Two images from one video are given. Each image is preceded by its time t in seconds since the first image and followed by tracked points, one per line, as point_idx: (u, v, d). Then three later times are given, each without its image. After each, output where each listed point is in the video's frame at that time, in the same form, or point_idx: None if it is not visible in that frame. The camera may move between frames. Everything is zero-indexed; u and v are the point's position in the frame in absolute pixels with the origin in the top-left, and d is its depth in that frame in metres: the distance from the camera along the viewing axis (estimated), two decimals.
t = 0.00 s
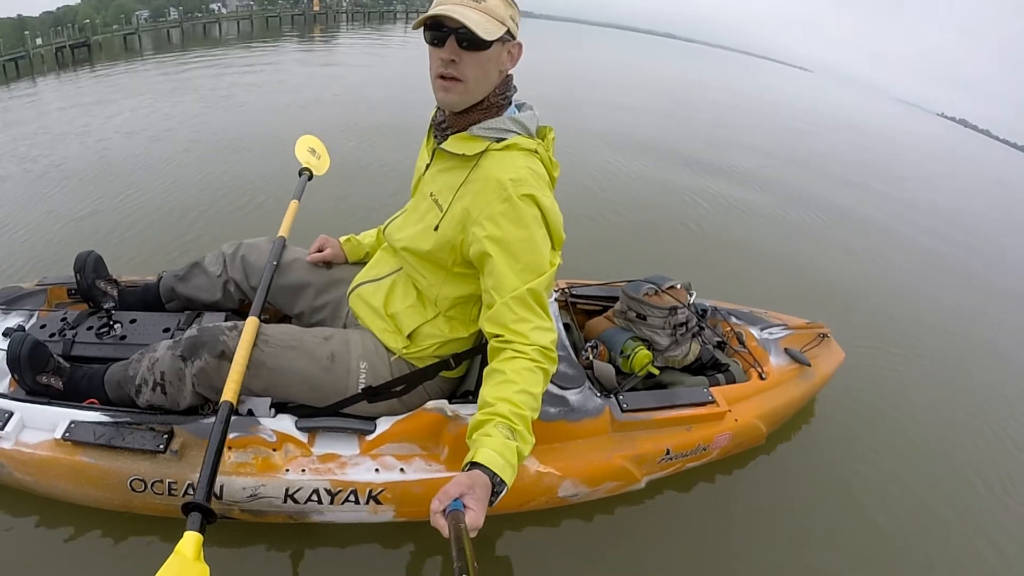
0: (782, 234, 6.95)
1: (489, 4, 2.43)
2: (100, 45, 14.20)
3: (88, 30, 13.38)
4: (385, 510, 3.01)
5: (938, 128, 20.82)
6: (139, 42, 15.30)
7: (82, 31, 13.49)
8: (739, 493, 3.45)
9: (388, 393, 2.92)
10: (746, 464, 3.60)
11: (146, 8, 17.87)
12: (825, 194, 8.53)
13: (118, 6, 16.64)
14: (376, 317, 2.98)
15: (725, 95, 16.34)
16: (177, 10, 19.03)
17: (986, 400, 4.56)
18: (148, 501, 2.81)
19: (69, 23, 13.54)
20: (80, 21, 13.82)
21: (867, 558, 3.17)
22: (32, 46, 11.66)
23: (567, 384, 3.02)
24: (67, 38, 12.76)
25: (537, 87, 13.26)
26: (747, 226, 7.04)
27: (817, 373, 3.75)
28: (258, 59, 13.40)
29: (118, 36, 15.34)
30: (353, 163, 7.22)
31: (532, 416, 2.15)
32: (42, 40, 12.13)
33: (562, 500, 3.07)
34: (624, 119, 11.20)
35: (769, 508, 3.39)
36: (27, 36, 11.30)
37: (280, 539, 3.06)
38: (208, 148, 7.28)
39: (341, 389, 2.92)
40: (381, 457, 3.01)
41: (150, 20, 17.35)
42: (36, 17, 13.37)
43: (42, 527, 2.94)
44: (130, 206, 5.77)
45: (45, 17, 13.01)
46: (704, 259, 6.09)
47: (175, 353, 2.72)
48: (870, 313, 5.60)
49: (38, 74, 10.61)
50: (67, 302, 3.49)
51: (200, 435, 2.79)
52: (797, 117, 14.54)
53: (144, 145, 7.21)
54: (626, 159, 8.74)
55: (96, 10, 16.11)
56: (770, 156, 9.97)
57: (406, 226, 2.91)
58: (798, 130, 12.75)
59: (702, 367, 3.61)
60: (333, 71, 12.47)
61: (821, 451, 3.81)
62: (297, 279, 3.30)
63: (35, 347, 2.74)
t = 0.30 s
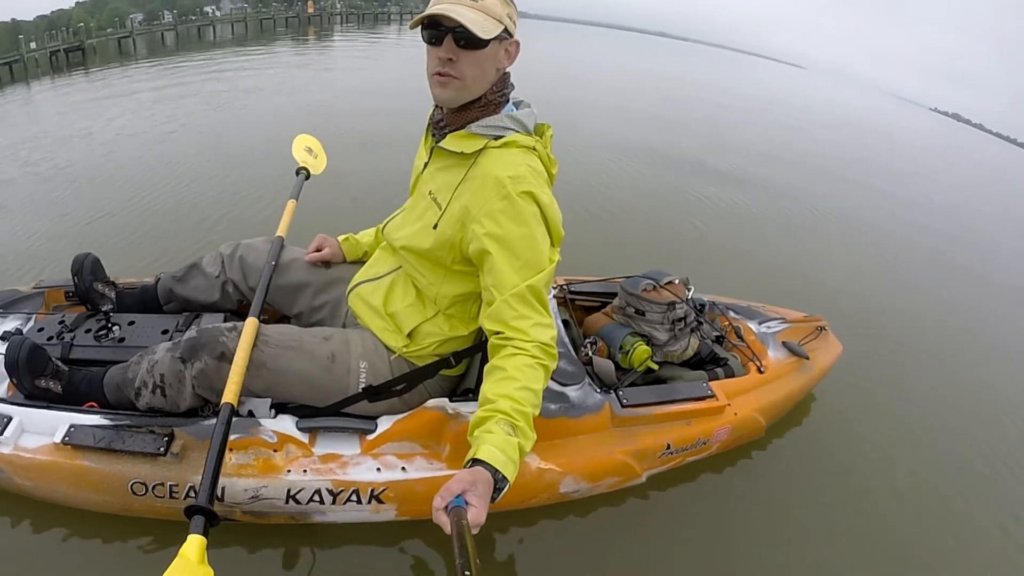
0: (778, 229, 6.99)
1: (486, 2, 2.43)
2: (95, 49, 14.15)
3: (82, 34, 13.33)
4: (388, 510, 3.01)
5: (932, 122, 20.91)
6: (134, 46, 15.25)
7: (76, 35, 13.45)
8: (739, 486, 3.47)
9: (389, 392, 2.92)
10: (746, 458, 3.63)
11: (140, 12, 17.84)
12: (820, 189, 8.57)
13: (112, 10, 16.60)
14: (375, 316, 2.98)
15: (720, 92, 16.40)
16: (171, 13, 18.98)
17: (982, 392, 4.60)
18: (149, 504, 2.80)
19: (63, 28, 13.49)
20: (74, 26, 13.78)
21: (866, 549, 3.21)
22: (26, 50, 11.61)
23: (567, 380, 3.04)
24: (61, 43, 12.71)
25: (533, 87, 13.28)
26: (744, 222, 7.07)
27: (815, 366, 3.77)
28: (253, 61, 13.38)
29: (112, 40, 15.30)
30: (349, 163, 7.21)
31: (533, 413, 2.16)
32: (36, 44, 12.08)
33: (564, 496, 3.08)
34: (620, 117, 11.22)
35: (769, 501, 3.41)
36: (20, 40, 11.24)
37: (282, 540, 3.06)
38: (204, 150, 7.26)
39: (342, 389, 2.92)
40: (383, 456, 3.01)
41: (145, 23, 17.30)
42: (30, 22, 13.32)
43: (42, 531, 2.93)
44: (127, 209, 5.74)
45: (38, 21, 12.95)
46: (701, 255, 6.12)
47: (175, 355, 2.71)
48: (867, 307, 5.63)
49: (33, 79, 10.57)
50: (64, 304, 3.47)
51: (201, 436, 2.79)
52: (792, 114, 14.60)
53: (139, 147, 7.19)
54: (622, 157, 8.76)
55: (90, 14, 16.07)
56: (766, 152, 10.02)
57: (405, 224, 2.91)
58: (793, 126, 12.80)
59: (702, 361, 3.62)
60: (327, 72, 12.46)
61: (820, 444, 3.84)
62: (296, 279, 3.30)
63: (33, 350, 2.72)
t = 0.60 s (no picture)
0: (773, 230, 7.05)
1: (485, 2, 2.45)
2: (89, 54, 14.12)
3: (76, 38, 13.27)
4: (389, 509, 3.01)
5: (923, 123, 21.10)
6: (128, 50, 15.21)
7: (70, 40, 13.42)
8: (739, 483, 3.50)
9: (389, 391, 2.91)
10: (743, 455, 3.66)
11: (134, 17, 17.83)
12: (814, 189, 8.65)
13: (107, 15, 16.57)
14: (375, 315, 2.98)
15: (713, 95, 16.52)
16: (165, 18, 18.97)
17: (976, 389, 4.65)
18: (148, 505, 2.78)
19: (57, 33, 13.44)
20: (69, 31, 13.76)
21: (864, 545, 3.24)
22: (20, 54, 11.55)
23: (567, 378, 3.05)
24: (55, 47, 12.66)
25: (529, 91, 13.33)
26: (739, 223, 7.12)
27: (811, 362, 3.81)
28: (248, 65, 13.38)
29: (107, 45, 15.26)
30: (346, 167, 7.21)
31: (534, 409, 2.17)
32: (30, 48, 12.02)
33: (565, 494, 3.08)
34: (615, 120, 11.30)
35: (769, 498, 3.44)
36: (14, 44, 11.19)
37: (282, 541, 3.04)
38: (200, 153, 7.24)
39: (342, 388, 2.92)
40: (383, 455, 3.00)
41: (139, 28, 17.29)
42: (24, 27, 13.29)
43: (39, 534, 2.90)
44: (123, 212, 5.72)
45: (32, 26, 12.92)
46: (698, 256, 6.17)
47: (174, 355, 2.70)
48: (862, 305, 5.69)
49: (27, 83, 10.52)
50: (61, 306, 3.45)
51: (201, 436, 2.77)
52: (785, 115, 14.72)
53: (135, 150, 7.16)
54: (618, 159, 8.81)
55: (85, 20, 16.03)
56: (759, 154, 10.12)
57: (404, 224, 2.92)
58: (786, 127, 12.91)
59: (700, 359, 3.65)
60: (323, 76, 12.46)
61: (816, 442, 3.87)
62: (295, 279, 3.29)
63: (30, 351, 2.70)
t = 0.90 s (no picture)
0: (771, 220, 7.03)
1: None
2: (85, 62, 14.17)
3: (72, 47, 13.34)
4: (392, 507, 3.01)
5: (920, 110, 21.03)
6: (124, 57, 15.26)
7: (66, 48, 13.48)
8: (743, 474, 3.49)
9: (389, 389, 2.91)
10: (747, 446, 3.64)
11: (129, 25, 17.92)
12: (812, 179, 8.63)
13: (101, 23, 16.64)
14: (374, 315, 2.98)
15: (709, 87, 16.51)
16: (160, 25, 19.06)
17: (979, 374, 4.63)
18: (152, 510, 2.78)
19: (53, 42, 13.51)
20: (65, 39, 13.82)
21: (871, 533, 3.22)
22: (16, 64, 11.61)
23: (567, 372, 3.04)
24: (51, 56, 12.73)
25: (524, 88, 13.33)
26: (738, 214, 7.11)
27: (813, 351, 3.80)
28: (243, 70, 13.43)
29: (102, 52, 15.34)
30: (343, 168, 7.23)
31: (533, 403, 2.16)
32: (27, 58, 12.09)
33: (568, 489, 3.08)
34: (610, 115, 11.30)
35: (773, 488, 3.43)
36: (11, 54, 11.25)
37: (286, 542, 3.04)
38: (197, 158, 7.27)
39: (342, 388, 2.92)
40: (385, 454, 3.00)
41: (134, 35, 17.36)
42: (20, 37, 13.37)
43: (43, 541, 2.90)
44: (122, 219, 5.75)
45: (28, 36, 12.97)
46: (696, 247, 6.16)
47: (175, 358, 2.71)
48: (863, 293, 5.67)
49: (24, 92, 10.57)
50: (62, 314, 3.47)
51: (202, 439, 2.78)
52: (781, 105, 14.71)
53: (132, 157, 7.20)
54: (614, 153, 8.82)
55: (80, 28, 16.10)
56: (756, 144, 10.11)
57: (400, 222, 2.92)
58: (783, 117, 12.89)
59: (700, 350, 3.64)
60: (318, 79, 12.51)
61: (820, 431, 3.85)
62: (294, 282, 3.31)
63: (32, 358, 2.72)
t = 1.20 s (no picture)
0: (770, 215, 7.02)
1: (469, 3, 2.46)
2: (83, 63, 14.20)
3: (70, 48, 13.39)
4: (394, 509, 3.01)
5: (921, 102, 20.94)
6: (122, 58, 15.28)
7: (64, 50, 13.53)
8: (745, 472, 3.49)
9: (390, 391, 2.92)
10: (748, 445, 3.64)
11: (127, 25, 17.94)
12: (811, 172, 8.62)
13: (99, 24, 16.67)
14: (374, 316, 2.98)
15: (707, 81, 16.47)
16: (159, 25, 19.09)
17: (981, 368, 4.61)
18: (154, 512, 2.80)
19: (51, 44, 13.54)
20: (63, 41, 13.86)
21: (872, 531, 3.22)
22: (15, 66, 11.64)
23: (567, 372, 3.04)
24: (50, 58, 12.76)
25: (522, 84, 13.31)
26: (738, 210, 7.09)
27: (814, 348, 3.79)
28: (242, 70, 13.45)
29: (101, 54, 15.35)
30: (341, 167, 7.24)
31: (528, 402, 2.17)
32: (25, 60, 12.10)
33: (569, 489, 3.07)
34: (609, 110, 11.28)
35: (775, 486, 3.43)
36: (9, 57, 11.27)
37: (288, 544, 3.05)
38: (196, 159, 7.29)
39: (343, 390, 2.93)
40: (386, 455, 3.00)
41: (132, 36, 17.38)
42: (19, 39, 13.41)
43: (46, 544, 2.92)
44: (122, 221, 5.76)
45: (26, 39, 13.02)
46: (695, 244, 6.15)
47: (176, 361, 2.71)
48: (863, 288, 5.66)
49: (23, 94, 10.59)
50: (64, 318, 3.48)
51: (204, 442, 2.78)
52: (780, 99, 14.67)
53: (131, 158, 7.21)
54: (613, 149, 8.81)
55: (77, 29, 16.12)
56: (755, 139, 10.09)
57: (399, 224, 2.93)
58: (782, 111, 12.86)
59: (701, 349, 3.64)
60: (317, 78, 12.53)
61: (822, 428, 3.84)
62: (294, 284, 3.31)
63: (34, 362, 2.73)
